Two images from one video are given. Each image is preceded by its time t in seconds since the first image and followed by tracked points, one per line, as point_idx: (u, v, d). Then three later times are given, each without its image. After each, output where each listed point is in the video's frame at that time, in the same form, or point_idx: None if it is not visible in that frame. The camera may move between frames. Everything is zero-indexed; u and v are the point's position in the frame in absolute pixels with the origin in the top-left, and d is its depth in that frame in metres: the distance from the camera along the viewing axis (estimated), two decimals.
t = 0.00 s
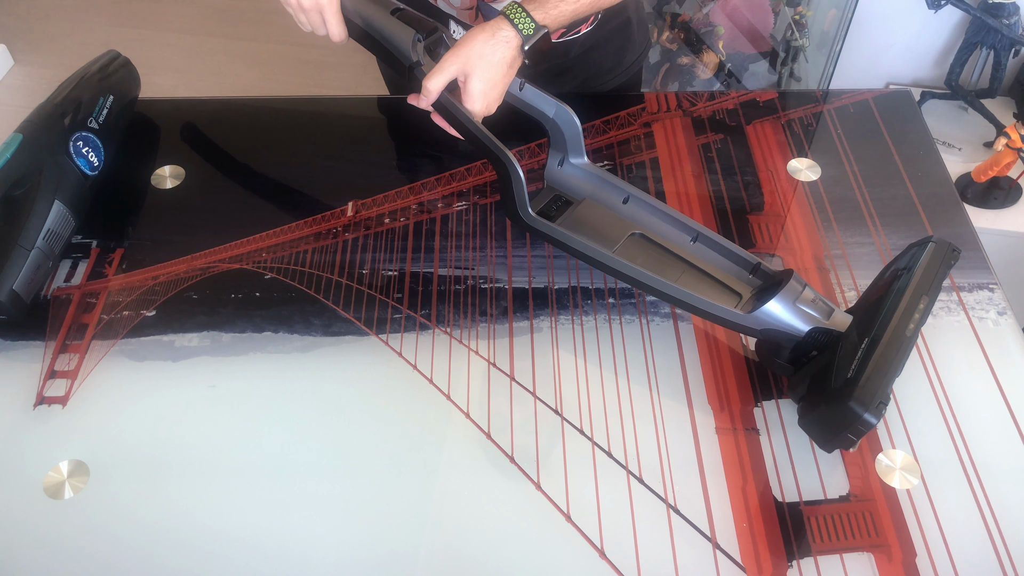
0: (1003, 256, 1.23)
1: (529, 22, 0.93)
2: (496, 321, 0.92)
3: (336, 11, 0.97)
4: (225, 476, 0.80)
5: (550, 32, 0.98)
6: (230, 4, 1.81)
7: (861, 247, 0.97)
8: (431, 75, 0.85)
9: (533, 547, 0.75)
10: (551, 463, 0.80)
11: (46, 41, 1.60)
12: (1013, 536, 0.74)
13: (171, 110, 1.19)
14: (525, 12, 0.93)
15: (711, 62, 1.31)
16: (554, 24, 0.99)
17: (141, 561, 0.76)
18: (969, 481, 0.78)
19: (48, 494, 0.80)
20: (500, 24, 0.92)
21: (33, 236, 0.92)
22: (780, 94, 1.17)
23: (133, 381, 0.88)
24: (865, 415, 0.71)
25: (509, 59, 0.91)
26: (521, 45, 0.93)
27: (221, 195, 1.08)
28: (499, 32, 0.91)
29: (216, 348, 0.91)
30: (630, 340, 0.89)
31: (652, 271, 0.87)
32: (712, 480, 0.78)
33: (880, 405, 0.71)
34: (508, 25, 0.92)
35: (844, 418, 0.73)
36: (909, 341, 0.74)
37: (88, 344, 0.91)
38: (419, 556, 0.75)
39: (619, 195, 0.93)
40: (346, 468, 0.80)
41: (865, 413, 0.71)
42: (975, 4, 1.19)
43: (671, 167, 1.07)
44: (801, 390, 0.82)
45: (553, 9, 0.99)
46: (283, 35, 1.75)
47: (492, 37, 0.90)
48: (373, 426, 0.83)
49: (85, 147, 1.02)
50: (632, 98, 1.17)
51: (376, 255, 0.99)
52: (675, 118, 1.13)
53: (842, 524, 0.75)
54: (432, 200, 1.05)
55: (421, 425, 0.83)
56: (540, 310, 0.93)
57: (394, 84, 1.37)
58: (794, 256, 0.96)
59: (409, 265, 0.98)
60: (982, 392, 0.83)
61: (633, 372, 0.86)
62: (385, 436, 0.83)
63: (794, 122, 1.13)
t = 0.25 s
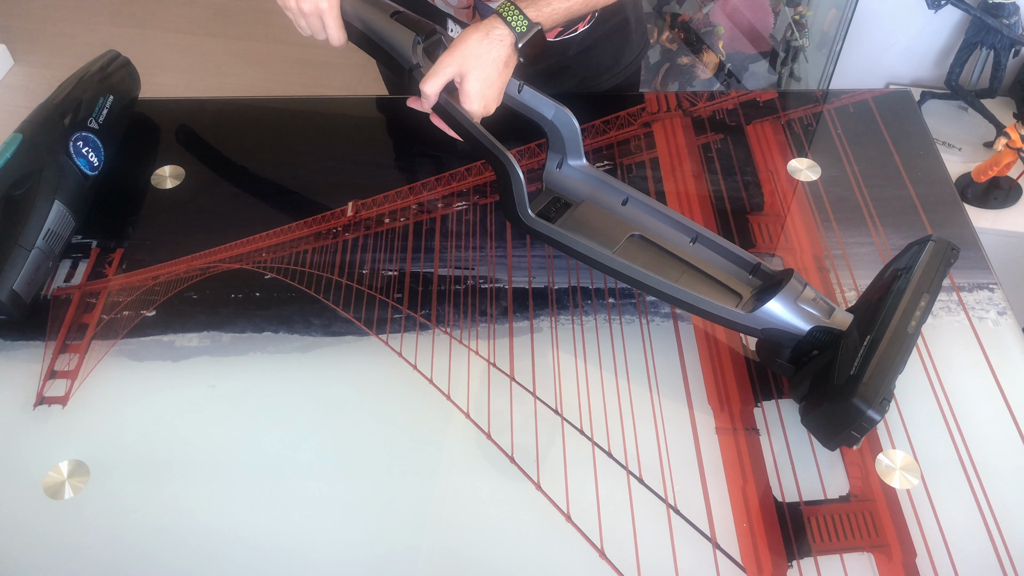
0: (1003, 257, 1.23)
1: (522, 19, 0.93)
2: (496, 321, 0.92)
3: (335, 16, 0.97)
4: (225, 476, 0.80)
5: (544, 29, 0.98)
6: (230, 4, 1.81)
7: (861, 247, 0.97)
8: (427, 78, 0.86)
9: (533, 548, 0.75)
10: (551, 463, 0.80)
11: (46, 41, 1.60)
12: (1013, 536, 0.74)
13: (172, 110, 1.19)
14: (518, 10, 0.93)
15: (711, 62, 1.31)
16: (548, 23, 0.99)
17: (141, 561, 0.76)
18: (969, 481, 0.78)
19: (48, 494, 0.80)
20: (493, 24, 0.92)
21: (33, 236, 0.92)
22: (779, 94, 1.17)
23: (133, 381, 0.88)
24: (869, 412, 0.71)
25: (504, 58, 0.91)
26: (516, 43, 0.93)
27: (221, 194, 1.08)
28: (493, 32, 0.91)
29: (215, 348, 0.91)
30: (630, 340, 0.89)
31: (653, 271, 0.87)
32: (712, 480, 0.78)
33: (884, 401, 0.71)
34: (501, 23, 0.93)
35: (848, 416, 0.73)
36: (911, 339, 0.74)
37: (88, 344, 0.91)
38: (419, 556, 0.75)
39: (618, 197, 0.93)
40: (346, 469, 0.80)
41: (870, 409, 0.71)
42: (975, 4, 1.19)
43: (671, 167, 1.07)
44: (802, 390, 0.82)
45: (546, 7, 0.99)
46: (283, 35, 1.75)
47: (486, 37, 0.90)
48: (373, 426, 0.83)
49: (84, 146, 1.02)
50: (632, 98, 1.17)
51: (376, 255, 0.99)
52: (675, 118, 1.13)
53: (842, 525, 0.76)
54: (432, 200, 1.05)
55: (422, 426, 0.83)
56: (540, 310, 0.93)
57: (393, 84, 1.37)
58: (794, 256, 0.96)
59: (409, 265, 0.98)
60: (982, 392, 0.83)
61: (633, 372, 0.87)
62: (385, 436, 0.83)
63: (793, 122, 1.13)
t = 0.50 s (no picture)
0: (1003, 257, 1.23)
1: (519, 19, 0.93)
2: (496, 321, 0.92)
3: (336, 18, 0.97)
4: (226, 476, 0.80)
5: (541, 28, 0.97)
6: (230, 4, 1.81)
7: (861, 247, 0.97)
8: (427, 79, 0.86)
9: (533, 548, 0.75)
10: (551, 463, 0.80)
11: (46, 41, 1.60)
12: (1014, 536, 0.74)
13: (172, 110, 1.19)
14: (516, 10, 0.93)
15: (711, 62, 1.31)
16: (545, 22, 0.99)
17: (141, 561, 0.76)
18: (969, 481, 0.78)
19: (48, 494, 0.80)
20: (491, 24, 0.92)
21: (33, 236, 0.92)
22: (779, 94, 1.17)
23: (133, 381, 0.88)
24: (867, 411, 0.71)
25: (502, 58, 0.91)
26: (513, 42, 0.93)
27: (221, 194, 1.08)
28: (491, 32, 0.91)
29: (215, 348, 0.91)
30: (630, 340, 0.89)
31: (652, 271, 0.87)
32: (713, 480, 0.78)
33: (882, 401, 0.70)
34: (499, 23, 0.93)
35: (847, 415, 0.72)
36: (910, 338, 0.74)
37: (88, 344, 0.91)
38: (419, 556, 0.75)
39: (618, 197, 0.93)
40: (346, 469, 0.80)
41: (868, 409, 0.71)
42: (975, 4, 1.19)
43: (671, 167, 1.07)
44: (802, 390, 0.82)
45: (544, 7, 0.99)
46: (283, 35, 1.75)
47: (484, 37, 0.90)
48: (373, 426, 0.83)
49: (85, 146, 1.02)
50: (632, 98, 1.17)
51: (376, 255, 0.99)
52: (675, 118, 1.13)
53: (842, 525, 0.75)
54: (432, 200, 1.05)
55: (422, 426, 0.83)
56: (540, 310, 0.93)
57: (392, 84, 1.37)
58: (794, 256, 0.96)
59: (409, 265, 0.98)
60: (982, 392, 0.83)
61: (633, 372, 0.87)
62: (385, 436, 0.83)
63: (793, 122, 1.13)
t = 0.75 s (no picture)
0: (1003, 257, 1.23)
1: (515, 18, 0.93)
2: (496, 321, 0.92)
3: (336, 20, 0.97)
4: (226, 476, 0.80)
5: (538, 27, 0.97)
6: (230, 4, 1.81)
7: (861, 247, 0.97)
8: (427, 82, 0.86)
9: (533, 548, 0.75)
10: (551, 463, 0.80)
11: (46, 41, 1.60)
12: (1014, 536, 0.74)
13: (172, 110, 1.19)
14: (511, 8, 0.93)
15: (711, 62, 1.31)
16: (542, 22, 0.99)
17: (141, 561, 0.76)
18: (969, 481, 0.78)
19: (48, 494, 0.80)
20: (487, 23, 0.92)
21: (33, 236, 0.92)
22: (779, 94, 1.17)
23: (133, 381, 0.88)
24: (873, 407, 0.71)
25: (499, 57, 0.91)
26: (510, 41, 0.92)
27: (221, 195, 1.08)
28: (487, 31, 0.91)
29: (215, 348, 0.91)
30: (630, 340, 0.89)
31: (653, 271, 0.87)
32: (713, 480, 0.78)
33: (887, 396, 0.71)
34: (495, 22, 0.93)
35: (853, 411, 0.73)
36: (913, 335, 0.74)
37: (88, 344, 0.91)
38: (419, 556, 0.75)
39: (617, 198, 0.93)
40: (346, 469, 0.80)
41: (874, 404, 0.71)
42: (975, 4, 1.19)
43: (671, 168, 1.07)
44: (805, 389, 0.82)
45: (540, 7, 0.99)
46: (283, 35, 1.75)
47: (481, 37, 0.90)
48: (373, 427, 0.83)
49: (85, 146, 1.02)
50: (632, 98, 1.17)
51: (376, 255, 0.99)
52: (675, 118, 1.13)
53: (842, 525, 0.76)
54: (432, 200, 1.05)
55: (422, 426, 0.83)
56: (540, 310, 0.93)
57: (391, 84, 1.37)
58: (794, 256, 0.96)
59: (409, 265, 0.98)
60: (982, 392, 0.83)
61: (633, 372, 0.86)
62: (386, 436, 0.83)
63: (793, 122, 1.13)
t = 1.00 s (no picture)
0: (1003, 257, 1.23)
1: (511, 17, 0.93)
2: (496, 320, 0.92)
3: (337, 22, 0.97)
4: (226, 476, 0.80)
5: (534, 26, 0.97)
6: (230, 4, 1.81)
7: (861, 247, 0.97)
8: (427, 83, 0.86)
9: (533, 547, 0.75)
10: (551, 463, 0.80)
11: (46, 41, 1.60)
12: (1014, 536, 0.74)
13: (172, 110, 1.19)
14: (507, 7, 0.93)
15: (711, 62, 1.31)
16: (538, 21, 0.99)
17: (141, 561, 0.76)
18: (969, 481, 0.78)
19: (48, 493, 0.80)
20: (485, 22, 0.92)
21: (33, 236, 0.92)
22: (779, 94, 1.17)
23: (133, 381, 0.88)
24: (875, 407, 0.71)
25: (497, 56, 0.91)
26: (506, 40, 0.92)
27: (221, 195, 1.08)
28: (484, 30, 0.91)
29: (215, 348, 0.91)
30: (630, 340, 0.89)
31: (654, 271, 0.87)
32: (713, 480, 0.78)
33: (890, 397, 0.71)
34: (492, 21, 0.93)
35: (855, 412, 0.73)
36: (915, 335, 0.74)
37: (88, 344, 0.91)
38: (418, 556, 0.75)
39: (618, 199, 0.93)
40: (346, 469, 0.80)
41: (876, 405, 0.71)
42: (975, 4, 1.19)
43: (671, 167, 1.07)
44: (806, 390, 0.82)
45: (536, 6, 0.99)
46: (283, 35, 1.75)
47: (478, 36, 0.90)
48: (373, 427, 0.83)
49: (85, 146, 1.02)
50: (632, 98, 1.17)
51: (376, 255, 0.99)
52: (675, 118, 1.13)
53: (842, 525, 0.76)
54: (432, 200, 1.05)
55: (421, 426, 0.83)
56: (540, 310, 0.93)
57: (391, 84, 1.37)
58: (794, 256, 0.96)
59: (409, 265, 0.98)
60: (982, 392, 0.83)
61: (633, 372, 0.86)
62: (385, 436, 0.83)
63: (793, 122, 1.13)
